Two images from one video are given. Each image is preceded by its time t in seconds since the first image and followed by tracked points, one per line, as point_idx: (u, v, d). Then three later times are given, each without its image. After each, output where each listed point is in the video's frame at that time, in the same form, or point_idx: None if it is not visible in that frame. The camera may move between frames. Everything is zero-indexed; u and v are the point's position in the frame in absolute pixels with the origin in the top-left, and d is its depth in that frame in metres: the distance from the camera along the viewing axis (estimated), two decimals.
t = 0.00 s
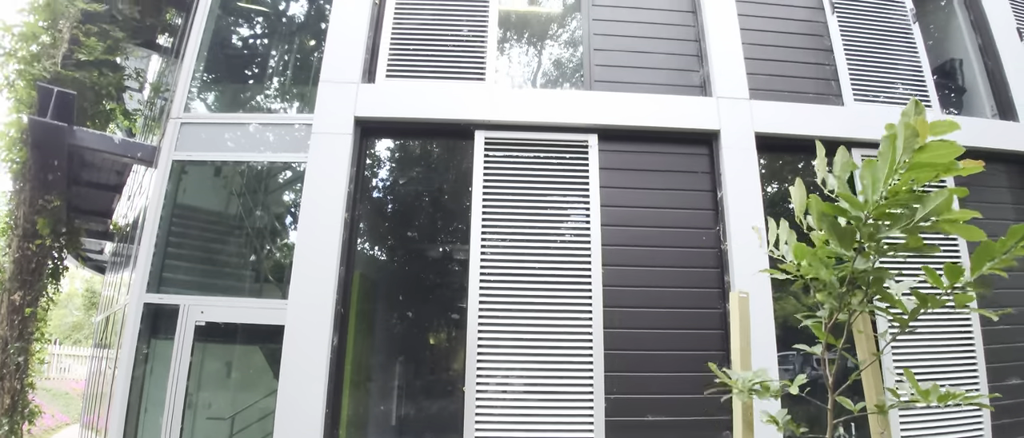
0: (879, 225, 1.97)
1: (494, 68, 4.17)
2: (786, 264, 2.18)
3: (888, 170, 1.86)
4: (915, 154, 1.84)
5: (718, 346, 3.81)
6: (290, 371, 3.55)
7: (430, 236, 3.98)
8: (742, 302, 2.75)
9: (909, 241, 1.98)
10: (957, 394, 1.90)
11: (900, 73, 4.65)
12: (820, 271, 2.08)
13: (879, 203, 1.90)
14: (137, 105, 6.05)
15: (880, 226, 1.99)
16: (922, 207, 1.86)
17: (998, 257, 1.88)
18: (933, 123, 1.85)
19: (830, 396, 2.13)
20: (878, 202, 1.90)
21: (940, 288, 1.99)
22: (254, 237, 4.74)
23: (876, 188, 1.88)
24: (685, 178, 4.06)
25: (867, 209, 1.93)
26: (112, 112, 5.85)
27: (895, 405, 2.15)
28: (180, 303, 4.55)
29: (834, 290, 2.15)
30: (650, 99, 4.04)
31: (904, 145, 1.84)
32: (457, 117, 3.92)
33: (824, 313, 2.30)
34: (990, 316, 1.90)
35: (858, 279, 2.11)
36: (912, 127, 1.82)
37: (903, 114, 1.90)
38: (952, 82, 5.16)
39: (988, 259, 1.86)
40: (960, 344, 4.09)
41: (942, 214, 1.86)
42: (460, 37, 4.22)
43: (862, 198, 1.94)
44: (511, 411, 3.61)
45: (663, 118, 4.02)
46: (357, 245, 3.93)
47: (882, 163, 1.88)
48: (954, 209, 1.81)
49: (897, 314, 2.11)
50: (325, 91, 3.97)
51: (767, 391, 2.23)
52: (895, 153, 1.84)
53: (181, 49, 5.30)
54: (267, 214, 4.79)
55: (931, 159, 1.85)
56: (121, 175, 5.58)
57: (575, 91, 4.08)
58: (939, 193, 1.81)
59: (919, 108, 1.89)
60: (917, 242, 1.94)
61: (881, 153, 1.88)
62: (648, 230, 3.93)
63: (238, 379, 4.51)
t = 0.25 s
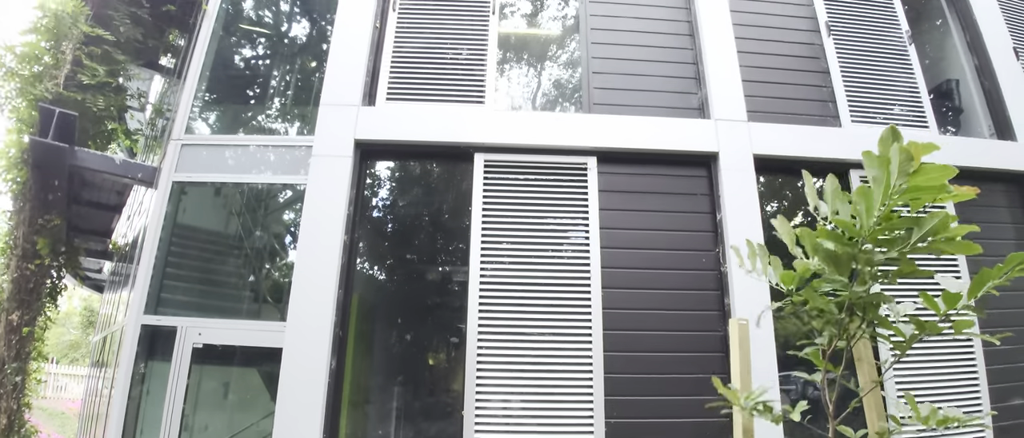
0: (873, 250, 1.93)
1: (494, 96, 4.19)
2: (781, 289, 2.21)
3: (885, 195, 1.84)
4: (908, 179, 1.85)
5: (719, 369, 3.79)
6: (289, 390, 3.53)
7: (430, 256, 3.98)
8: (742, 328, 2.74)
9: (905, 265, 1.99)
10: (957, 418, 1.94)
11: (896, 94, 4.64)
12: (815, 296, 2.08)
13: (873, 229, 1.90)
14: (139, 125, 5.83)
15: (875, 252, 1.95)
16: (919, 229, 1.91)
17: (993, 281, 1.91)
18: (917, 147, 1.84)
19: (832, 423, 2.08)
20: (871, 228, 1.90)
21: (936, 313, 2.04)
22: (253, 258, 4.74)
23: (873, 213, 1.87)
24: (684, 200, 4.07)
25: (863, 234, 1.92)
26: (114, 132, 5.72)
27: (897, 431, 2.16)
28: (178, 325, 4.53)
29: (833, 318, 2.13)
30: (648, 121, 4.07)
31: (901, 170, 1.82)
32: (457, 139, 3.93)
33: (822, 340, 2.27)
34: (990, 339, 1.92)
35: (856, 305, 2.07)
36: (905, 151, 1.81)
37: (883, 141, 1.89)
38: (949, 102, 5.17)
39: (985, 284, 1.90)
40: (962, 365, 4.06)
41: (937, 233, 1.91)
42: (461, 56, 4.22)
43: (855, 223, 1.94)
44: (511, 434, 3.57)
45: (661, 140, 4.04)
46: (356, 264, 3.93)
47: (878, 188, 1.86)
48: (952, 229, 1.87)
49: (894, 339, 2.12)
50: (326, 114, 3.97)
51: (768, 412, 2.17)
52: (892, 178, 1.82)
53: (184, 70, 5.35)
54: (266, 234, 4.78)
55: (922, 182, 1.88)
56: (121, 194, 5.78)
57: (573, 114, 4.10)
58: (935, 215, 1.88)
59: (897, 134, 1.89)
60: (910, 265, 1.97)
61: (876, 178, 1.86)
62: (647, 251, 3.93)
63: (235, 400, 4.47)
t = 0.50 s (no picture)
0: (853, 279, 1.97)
1: (491, 113, 4.19)
2: (776, 318, 2.24)
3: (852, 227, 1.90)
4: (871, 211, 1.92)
5: (719, 393, 3.75)
6: (286, 411, 3.47)
7: (429, 275, 3.98)
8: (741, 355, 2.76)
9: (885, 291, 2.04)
10: None
11: (892, 115, 4.64)
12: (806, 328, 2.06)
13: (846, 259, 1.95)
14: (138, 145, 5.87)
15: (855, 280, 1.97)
16: (887, 256, 1.98)
17: (978, 300, 1.99)
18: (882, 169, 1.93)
19: None
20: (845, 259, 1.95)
21: (925, 335, 2.10)
22: (251, 279, 4.73)
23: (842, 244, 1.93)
24: (682, 223, 4.07)
25: (837, 264, 1.97)
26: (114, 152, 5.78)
27: None
28: (174, 347, 4.49)
29: (825, 349, 2.10)
30: (645, 144, 4.08)
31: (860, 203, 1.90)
32: (455, 163, 3.95)
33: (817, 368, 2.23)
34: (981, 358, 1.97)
35: (847, 333, 2.04)
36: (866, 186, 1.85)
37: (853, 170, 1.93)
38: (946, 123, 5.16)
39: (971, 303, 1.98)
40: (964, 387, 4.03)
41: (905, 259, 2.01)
42: (460, 77, 4.25)
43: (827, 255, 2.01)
44: None
45: (659, 163, 4.05)
46: (354, 284, 3.90)
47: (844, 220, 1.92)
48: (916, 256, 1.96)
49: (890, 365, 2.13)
50: (325, 137, 3.98)
51: None
52: (854, 211, 1.90)
53: (185, 90, 5.37)
54: (264, 255, 4.78)
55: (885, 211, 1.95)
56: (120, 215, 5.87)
57: (570, 137, 4.11)
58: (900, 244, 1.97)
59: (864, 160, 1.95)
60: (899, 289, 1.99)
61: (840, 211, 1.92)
62: (646, 272, 3.92)
63: (231, 422, 4.42)
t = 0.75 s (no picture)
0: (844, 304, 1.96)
1: (490, 133, 4.21)
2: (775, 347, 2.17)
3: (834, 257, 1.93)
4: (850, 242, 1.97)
5: (719, 416, 3.72)
6: (283, 433, 3.44)
7: (429, 293, 3.95)
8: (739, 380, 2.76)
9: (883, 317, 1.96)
10: None
11: (889, 135, 4.63)
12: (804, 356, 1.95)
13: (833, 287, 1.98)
14: (140, 164, 5.62)
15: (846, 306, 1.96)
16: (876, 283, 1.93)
17: (980, 325, 1.94)
18: (890, 197, 2.04)
19: None
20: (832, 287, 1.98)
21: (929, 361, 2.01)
22: (249, 298, 4.71)
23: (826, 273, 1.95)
24: (681, 243, 4.07)
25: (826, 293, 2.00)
26: (114, 172, 5.48)
27: None
28: (171, 369, 4.46)
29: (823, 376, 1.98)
30: (644, 166, 4.09)
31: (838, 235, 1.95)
32: (454, 184, 3.96)
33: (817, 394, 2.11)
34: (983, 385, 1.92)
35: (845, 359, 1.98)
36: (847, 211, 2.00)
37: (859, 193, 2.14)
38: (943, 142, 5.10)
39: (974, 328, 1.92)
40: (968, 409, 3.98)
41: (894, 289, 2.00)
42: (460, 97, 4.28)
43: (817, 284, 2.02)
44: None
45: (658, 184, 4.06)
46: (353, 304, 3.88)
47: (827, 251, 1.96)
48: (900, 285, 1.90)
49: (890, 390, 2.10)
50: (325, 159, 3.99)
51: None
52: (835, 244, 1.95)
53: (187, 110, 5.40)
54: (263, 274, 4.76)
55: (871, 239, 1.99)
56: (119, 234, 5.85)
57: (568, 158, 4.12)
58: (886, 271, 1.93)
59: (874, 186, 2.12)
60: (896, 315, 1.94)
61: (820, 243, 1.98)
62: (645, 292, 3.91)
63: None
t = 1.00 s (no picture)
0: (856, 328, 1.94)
1: (490, 153, 4.22)
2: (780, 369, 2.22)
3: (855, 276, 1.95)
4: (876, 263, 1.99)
5: None
6: None
7: (428, 312, 3.91)
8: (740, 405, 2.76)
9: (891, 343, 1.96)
10: None
11: (887, 154, 4.63)
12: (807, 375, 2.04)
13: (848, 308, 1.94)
14: (140, 181, 5.62)
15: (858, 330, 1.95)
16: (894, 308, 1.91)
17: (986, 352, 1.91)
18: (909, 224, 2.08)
19: None
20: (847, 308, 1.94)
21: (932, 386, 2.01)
22: (247, 319, 4.68)
23: (843, 292, 1.95)
24: (681, 264, 4.06)
25: (839, 314, 1.96)
26: (114, 191, 5.38)
27: None
28: (167, 390, 4.42)
29: (826, 399, 2.03)
30: (642, 187, 4.10)
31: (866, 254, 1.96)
32: (453, 206, 3.96)
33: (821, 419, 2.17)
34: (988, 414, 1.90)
35: (851, 383, 1.98)
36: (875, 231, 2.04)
37: (878, 217, 2.13)
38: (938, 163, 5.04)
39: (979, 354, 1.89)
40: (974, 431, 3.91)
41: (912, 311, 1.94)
42: (460, 117, 4.31)
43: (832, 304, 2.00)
44: None
45: (656, 205, 4.07)
46: (352, 323, 3.84)
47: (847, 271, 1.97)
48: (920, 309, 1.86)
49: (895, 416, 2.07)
50: (324, 180, 4.00)
51: None
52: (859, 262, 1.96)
53: (188, 130, 5.42)
54: (261, 295, 4.75)
55: (892, 261, 2.03)
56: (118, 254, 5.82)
57: (567, 180, 4.14)
58: (909, 294, 1.90)
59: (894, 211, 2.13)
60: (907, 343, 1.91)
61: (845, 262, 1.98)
62: (646, 311, 3.88)
63: None
